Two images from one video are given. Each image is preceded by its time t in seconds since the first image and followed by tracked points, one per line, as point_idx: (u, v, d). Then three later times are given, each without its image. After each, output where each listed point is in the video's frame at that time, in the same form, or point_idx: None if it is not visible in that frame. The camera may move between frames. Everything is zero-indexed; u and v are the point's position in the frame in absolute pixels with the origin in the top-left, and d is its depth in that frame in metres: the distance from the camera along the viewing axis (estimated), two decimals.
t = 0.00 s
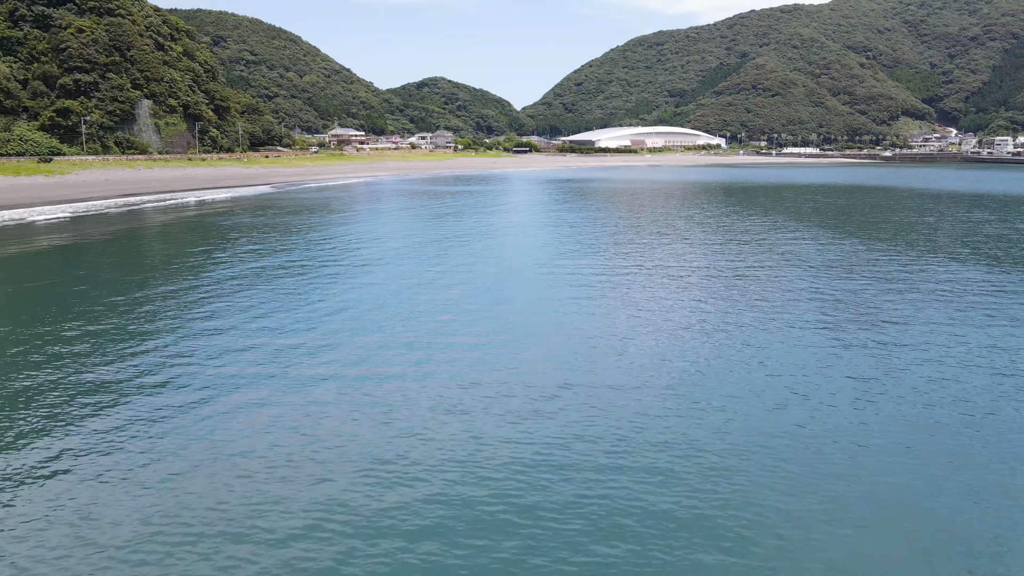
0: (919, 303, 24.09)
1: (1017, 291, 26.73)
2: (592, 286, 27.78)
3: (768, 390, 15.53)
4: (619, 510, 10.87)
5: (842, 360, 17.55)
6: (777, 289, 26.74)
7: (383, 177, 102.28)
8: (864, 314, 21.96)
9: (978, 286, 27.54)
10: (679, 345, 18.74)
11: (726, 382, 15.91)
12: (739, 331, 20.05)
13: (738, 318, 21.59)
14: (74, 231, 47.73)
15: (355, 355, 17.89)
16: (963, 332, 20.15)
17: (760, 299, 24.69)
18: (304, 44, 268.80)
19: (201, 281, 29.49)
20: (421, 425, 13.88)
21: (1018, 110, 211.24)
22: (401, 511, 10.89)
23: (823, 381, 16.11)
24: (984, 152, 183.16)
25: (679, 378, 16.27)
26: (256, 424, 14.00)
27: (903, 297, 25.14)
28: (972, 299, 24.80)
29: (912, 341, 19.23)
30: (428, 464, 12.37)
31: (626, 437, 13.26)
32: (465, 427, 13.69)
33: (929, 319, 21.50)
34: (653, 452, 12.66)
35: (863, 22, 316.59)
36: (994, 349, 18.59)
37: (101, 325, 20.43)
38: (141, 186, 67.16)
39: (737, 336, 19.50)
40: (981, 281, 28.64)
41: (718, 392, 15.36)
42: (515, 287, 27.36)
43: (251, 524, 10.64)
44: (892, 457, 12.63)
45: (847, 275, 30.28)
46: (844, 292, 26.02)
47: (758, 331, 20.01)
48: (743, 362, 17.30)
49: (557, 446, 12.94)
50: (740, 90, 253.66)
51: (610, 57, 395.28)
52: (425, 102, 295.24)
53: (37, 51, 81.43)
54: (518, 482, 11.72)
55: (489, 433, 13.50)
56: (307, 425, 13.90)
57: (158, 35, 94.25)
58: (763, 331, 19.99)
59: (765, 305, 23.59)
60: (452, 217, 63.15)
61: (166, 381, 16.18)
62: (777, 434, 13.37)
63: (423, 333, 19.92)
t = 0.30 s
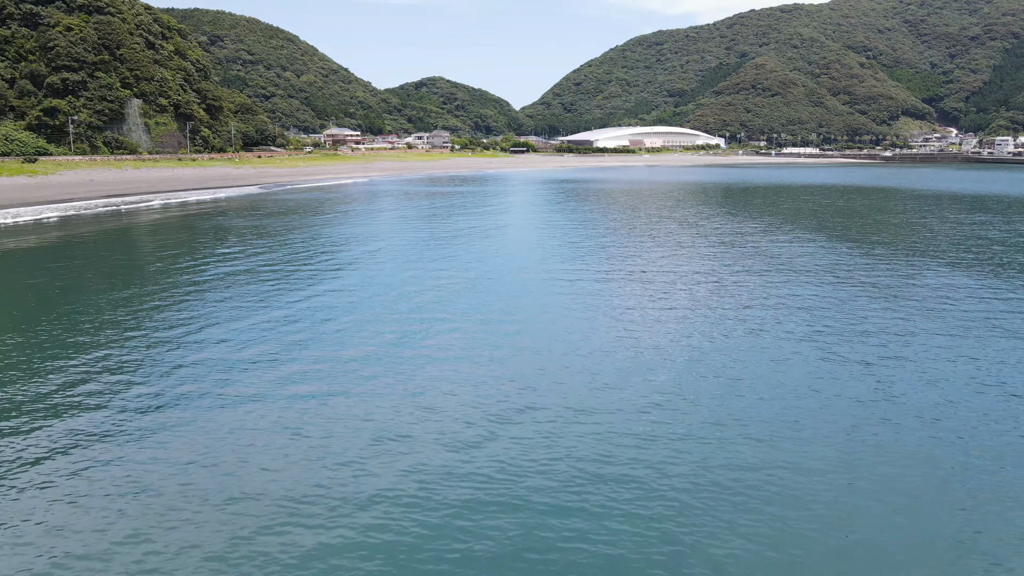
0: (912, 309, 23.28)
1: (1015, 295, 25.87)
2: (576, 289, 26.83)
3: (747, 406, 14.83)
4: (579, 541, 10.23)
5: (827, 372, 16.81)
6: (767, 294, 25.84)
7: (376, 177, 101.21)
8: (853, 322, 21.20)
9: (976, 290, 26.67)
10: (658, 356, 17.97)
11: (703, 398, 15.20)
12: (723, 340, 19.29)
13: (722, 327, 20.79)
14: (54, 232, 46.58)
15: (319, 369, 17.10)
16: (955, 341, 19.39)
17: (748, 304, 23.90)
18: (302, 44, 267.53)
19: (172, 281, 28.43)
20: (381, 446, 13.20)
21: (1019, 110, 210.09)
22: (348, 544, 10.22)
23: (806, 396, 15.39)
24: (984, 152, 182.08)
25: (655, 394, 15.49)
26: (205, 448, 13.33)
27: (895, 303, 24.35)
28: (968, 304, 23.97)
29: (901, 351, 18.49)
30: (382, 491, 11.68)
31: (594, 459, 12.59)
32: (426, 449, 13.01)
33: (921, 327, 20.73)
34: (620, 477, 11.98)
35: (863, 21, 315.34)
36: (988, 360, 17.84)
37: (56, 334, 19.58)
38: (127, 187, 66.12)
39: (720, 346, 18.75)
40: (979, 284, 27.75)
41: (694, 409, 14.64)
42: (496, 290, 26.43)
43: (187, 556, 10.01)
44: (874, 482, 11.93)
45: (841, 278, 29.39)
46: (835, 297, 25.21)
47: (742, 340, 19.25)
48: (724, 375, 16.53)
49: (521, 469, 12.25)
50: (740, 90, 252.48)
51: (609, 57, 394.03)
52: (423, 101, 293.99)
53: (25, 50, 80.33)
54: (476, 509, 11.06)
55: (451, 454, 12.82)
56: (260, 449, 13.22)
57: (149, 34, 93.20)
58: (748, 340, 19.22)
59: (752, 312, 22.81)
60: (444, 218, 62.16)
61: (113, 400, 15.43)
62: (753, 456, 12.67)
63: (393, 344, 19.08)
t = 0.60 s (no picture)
0: (909, 315, 22.20)
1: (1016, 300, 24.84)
2: (558, 292, 25.67)
3: (727, 416, 13.78)
4: (533, 568, 9.27)
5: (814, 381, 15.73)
6: (757, 298, 24.73)
7: (369, 177, 100.06)
8: (845, 329, 20.15)
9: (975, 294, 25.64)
10: (636, 361, 16.94)
11: (681, 407, 14.15)
12: (706, 345, 18.23)
13: (708, 330, 19.75)
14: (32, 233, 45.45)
15: (270, 373, 16.02)
16: (953, 351, 18.35)
17: (735, 307, 22.86)
18: (299, 43, 266.52)
19: (139, 282, 27.28)
20: (328, 457, 12.23)
21: (1020, 110, 208.90)
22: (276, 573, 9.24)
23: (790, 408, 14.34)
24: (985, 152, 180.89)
25: (628, 405, 14.42)
26: (135, 456, 12.27)
27: (888, 307, 23.37)
28: (966, 311, 22.97)
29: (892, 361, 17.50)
30: (322, 509, 10.69)
31: (554, 473, 11.58)
32: (379, 462, 12.02)
33: (917, 336, 19.71)
34: (584, 493, 11.00)
35: (863, 21, 314.12)
36: (986, 370, 16.82)
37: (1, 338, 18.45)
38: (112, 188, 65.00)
39: (702, 352, 17.66)
40: (979, 288, 26.66)
41: (670, 418, 13.61)
42: (474, 291, 25.30)
43: None
44: (857, 503, 10.93)
45: (836, 282, 28.28)
46: (828, 301, 24.12)
47: (727, 348, 18.19)
48: (704, 384, 15.47)
49: (477, 485, 11.27)
50: (739, 89, 251.30)
51: (608, 57, 392.83)
52: (422, 101, 292.87)
53: (12, 48, 79.20)
54: (420, 532, 10.11)
55: (401, 469, 11.80)
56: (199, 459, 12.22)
57: (139, 32, 92.06)
58: (733, 347, 18.18)
59: (740, 314, 21.76)
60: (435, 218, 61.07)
61: (39, 402, 14.31)
62: (731, 472, 11.61)
63: (356, 347, 17.94)
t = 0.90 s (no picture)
0: (908, 321, 21.13)
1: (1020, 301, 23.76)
2: (540, 290, 24.50)
3: (708, 429, 12.72)
4: None
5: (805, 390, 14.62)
6: (748, 301, 23.61)
7: (363, 177, 98.92)
8: (838, 340, 19.11)
9: (977, 295, 24.55)
10: (615, 367, 15.82)
11: (659, 419, 13.07)
12: (689, 357, 17.14)
13: (693, 340, 18.63)
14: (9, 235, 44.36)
15: (218, 378, 14.89)
16: (952, 363, 17.31)
17: (724, 313, 21.78)
18: (297, 42, 265.61)
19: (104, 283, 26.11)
20: (268, 476, 11.19)
21: (1021, 110, 207.66)
22: None
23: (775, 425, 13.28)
24: (986, 152, 179.68)
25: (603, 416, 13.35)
26: (53, 476, 11.18)
27: (885, 311, 22.29)
28: (968, 316, 21.91)
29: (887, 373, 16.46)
30: (260, 533, 9.71)
31: (514, 496, 10.54)
32: (324, 483, 10.97)
33: (914, 347, 18.65)
34: (544, 519, 9.97)
35: (863, 20, 312.85)
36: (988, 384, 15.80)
37: None
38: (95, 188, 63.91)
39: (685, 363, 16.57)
40: (982, 290, 25.55)
41: (646, 433, 12.53)
42: (452, 290, 24.11)
43: None
44: (847, 529, 9.90)
45: (832, 283, 27.18)
46: (822, 307, 23.05)
47: (712, 359, 17.09)
48: (686, 393, 14.35)
49: (428, 509, 10.24)
50: (738, 89, 250.20)
51: (607, 56, 391.63)
52: (420, 101, 291.90)
53: None
54: (356, 568, 9.00)
55: (346, 492, 10.75)
56: (125, 477, 11.14)
57: (129, 31, 90.83)
58: (718, 359, 17.08)
59: (728, 323, 20.69)
60: (426, 218, 59.91)
61: None
62: (710, 499, 10.49)
63: (316, 348, 16.79)
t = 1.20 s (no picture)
0: (902, 322, 19.92)
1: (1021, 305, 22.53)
2: (513, 294, 23.33)
3: (669, 454, 11.67)
4: None
5: (783, 405, 13.56)
6: (733, 305, 22.46)
7: (355, 177, 97.86)
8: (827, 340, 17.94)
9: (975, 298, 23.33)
10: (580, 383, 14.73)
11: (617, 443, 12.03)
12: (663, 361, 16.03)
13: (670, 342, 17.49)
14: None
15: (154, 397, 13.90)
16: (949, 365, 16.11)
17: (706, 315, 20.60)
18: (295, 42, 264.51)
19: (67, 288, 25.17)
20: (182, 511, 10.18)
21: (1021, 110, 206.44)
22: None
23: (749, 438, 12.20)
24: (986, 152, 178.56)
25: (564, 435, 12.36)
26: None
27: (878, 312, 21.09)
28: (965, 317, 20.68)
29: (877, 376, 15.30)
30: None
31: (452, 535, 9.56)
32: (237, 521, 9.93)
33: (909, 347, 17.45)
34: (482, 564, 8.95)
35: (863, 20, 311.55)
36: (985, 388, 14.71)
37: None
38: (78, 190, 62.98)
39: (657, 370, 15.43)
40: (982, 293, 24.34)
41: (601, 458, 11.50)
42: (421, 294, 22.96)
43: None
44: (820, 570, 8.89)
45: (824, 286, 25.96)
46: (811, 307, 21.87)
47: (689, 363, 15.99)
48: (653, 410, 13.31)
49: (346, 554, 9.20)
50: (738, 89, 249.02)
51: (607, 56, 390.55)
52: (418, 101, 290.88)
53: None
54: None
55: (264, 530, 9.72)
56: (30, 513, 10.18)
57: (119, 29, 89.71)
58: (695, 363, 15.99)
59: (711, 322, 19.51)
60: (415, 219, 58.72)
61: None
62: (669, 539, 9.48)
63: (261, 363, 15.74)
